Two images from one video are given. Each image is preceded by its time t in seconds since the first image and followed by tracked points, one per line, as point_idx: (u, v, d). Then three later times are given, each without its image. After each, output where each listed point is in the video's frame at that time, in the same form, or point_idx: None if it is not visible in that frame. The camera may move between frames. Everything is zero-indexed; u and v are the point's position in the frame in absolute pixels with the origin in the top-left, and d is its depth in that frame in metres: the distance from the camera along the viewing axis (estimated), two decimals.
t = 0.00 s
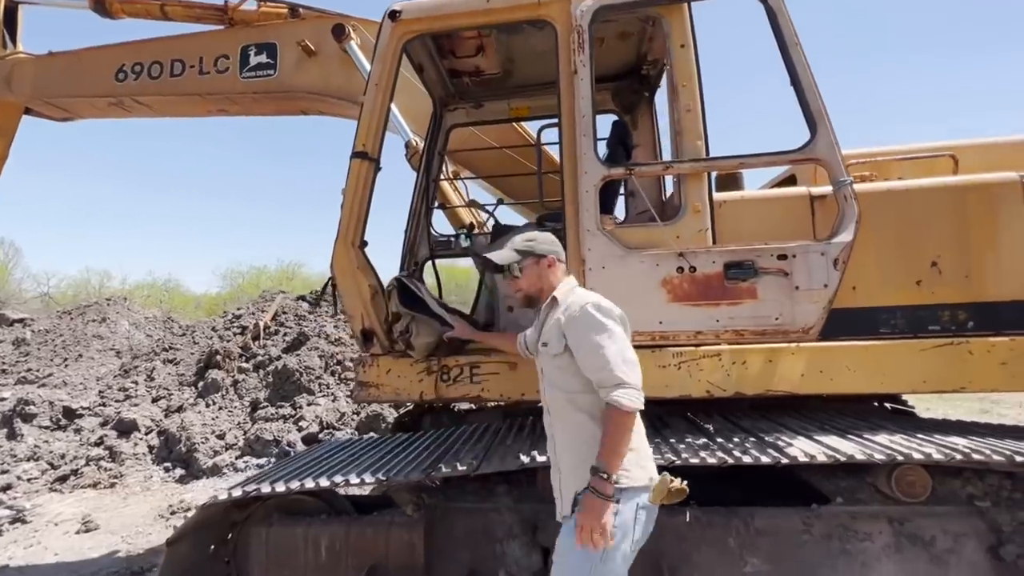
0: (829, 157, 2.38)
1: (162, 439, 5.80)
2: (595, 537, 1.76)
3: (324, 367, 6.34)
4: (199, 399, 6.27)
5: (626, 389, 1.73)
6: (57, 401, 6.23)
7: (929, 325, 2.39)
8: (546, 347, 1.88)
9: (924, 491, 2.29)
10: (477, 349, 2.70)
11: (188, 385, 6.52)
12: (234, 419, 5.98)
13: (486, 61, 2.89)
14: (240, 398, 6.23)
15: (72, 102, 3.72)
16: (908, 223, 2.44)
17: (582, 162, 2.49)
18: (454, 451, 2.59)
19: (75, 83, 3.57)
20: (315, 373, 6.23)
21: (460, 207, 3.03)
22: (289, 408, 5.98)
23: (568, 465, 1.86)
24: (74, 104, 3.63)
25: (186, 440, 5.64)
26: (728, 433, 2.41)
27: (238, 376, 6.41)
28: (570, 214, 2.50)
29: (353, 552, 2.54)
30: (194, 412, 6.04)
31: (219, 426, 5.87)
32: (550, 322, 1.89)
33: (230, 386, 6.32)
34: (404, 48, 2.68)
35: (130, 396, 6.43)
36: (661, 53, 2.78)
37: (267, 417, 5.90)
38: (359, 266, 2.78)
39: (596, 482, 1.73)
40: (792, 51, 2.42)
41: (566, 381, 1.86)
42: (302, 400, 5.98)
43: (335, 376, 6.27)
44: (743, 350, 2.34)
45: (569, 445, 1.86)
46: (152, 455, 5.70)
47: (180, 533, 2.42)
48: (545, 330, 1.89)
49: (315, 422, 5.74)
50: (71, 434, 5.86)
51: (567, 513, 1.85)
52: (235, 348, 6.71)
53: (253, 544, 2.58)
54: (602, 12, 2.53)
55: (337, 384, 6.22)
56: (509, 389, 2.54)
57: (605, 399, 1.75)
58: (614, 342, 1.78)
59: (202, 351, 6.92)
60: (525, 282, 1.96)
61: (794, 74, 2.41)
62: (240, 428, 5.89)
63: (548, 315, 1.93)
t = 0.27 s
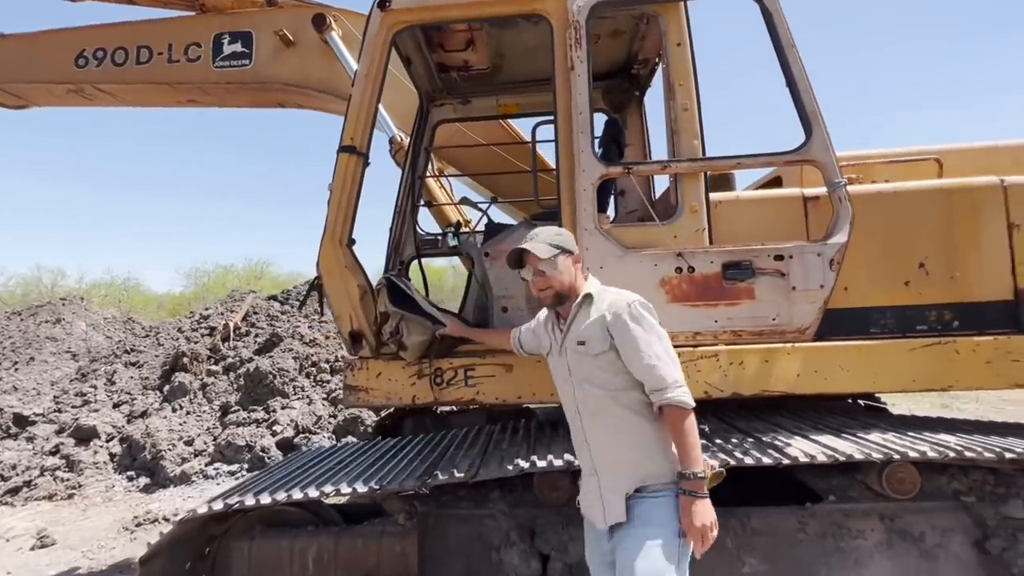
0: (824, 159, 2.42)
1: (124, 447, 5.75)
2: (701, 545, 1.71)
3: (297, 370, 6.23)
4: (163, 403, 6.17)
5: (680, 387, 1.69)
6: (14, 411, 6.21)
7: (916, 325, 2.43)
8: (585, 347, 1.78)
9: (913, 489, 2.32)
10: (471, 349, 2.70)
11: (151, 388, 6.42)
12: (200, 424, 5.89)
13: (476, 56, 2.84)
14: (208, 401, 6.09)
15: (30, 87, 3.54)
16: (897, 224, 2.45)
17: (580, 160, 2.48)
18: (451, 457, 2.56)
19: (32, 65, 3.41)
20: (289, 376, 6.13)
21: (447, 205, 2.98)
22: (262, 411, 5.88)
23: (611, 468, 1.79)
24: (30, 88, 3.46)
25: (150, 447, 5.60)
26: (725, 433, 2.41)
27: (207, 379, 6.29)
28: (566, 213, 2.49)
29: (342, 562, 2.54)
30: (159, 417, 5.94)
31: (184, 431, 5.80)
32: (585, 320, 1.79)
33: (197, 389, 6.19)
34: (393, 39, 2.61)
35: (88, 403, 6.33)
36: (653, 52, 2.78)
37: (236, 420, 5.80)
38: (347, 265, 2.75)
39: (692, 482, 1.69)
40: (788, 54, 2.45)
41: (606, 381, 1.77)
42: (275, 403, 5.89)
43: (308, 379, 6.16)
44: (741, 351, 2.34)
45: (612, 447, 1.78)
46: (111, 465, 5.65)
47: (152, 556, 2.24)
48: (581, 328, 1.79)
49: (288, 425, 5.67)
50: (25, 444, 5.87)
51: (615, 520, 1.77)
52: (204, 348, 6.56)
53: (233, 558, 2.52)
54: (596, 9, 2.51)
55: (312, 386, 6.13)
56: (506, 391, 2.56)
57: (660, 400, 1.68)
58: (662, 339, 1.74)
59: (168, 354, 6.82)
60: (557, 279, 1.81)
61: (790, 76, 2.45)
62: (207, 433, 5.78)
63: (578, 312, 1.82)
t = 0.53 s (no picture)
0: (808, 162, 2.47)
1: (81, 454, 6.14)
2: (728, 557, 1.74)
3: (268, 372, 6.73)
4: (123, 407, 6.58)
5: (703, 399, 1.75)
6: None
7: (893, 325, 2.47)
8: (614, 353, 1.79)
9: (890, 486, 2.35)
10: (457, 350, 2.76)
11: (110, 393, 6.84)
12: (164, 429, 6.32)
13: (460, 51, 2.84)
14: (172, 403, 6.56)
15: None
16: (874, 227, 2.49)
17: (570, 159, 2.55)
18: (438, 464, 2.60)
19: None
20: (260, 379, 6.63)
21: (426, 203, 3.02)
22: (231, 413, 6.37)
23: (631, 478, 1.81)
24: None
25: (112, 453, 5.99)
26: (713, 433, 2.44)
27: (170, 381, 6.77)
28: (555, 212, 2.57)
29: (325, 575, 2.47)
30: (121, 421, 6.38)
31: (146, 437, 6.18)
32: (612, 327, 1.81)
33: (161, 392, 6.67)
34: (379, 29, 2.59)
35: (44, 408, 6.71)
36: (637, 54, 2.83)
37: (205, 425, 6.26)
38: (327, 264, 2.78)
39: (715, 496, 1.73)
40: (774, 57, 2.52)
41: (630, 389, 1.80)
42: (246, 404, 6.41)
43: (280, 381, 6.66)
44: (728, 352, 2.36)
45: (632, 456, 1.81)
46: (69, 473, 6.04)
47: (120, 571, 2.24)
48: (609, 334, 1.80)
49: (261, 427, 6.12)
50: None
51: (636, 530, 1.80)
52: (167, 350, 7.08)
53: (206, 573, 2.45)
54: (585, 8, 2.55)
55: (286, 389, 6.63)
56: (493, 394, 2.66)
57: (685, 411, 1.73)
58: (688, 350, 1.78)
59: (125, 357, 7.32)
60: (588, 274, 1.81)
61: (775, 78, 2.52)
62: (172, 437, 6.25)
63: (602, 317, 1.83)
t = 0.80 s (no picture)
0: (783, 165, 2.53)
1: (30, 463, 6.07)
2: (689, 556, 1.78)
3: (234, 374, 6.73)
4: (76, 414, 6.55)
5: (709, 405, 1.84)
6: None
7: (861, 325, 2.54)
8: (645, 358, 1.84)
9: (858, 480, 2.39)
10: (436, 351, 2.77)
11: (65, 399, 6.83)
12: (122, 434, 6.27)
13: (438, 46, 2.89)
14: (128, 408, 6.56)
15: None
16: (840, 230, 2.56)
17: (552, 159, 2.67)
18: (416, 466, 2.62)
19: None
20: (225, 381, 6.59)
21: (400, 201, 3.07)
22: (195, 419, 6.27)
23: (644, 483, 1.88)
24: None
25: (62, 459, 5.90)
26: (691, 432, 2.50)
27: (127, 385, 6.76)
28: (537, 210, 2.68)
29: None
30: (72, 429, 6.31)
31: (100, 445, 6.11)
32: (640, 333, 1.86)
33: (118, 397, 6.66)
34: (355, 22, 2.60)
35: None
36: (616, 53, 2.89)
37: (165, 430, 6.19)
38: (302, 263, 2.76)
39: (701, 496, 1.78)
40: (749, 61, 2.58)
41: (653, 395, 1.86)
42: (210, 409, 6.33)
43: (246, 384, 6.63)
44: (707, 352, 2.40)
45: (647, 461, 1.88)
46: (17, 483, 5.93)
47: None
48: (638, 340, 1.85)
49: (224, 432, 6.02)
50: None
51: (647, 534, 1.87)
52: (124, 354, 7.10)
53: None
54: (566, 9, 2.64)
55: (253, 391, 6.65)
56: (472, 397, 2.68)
57: (692, 415, 1.81)
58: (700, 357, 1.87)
59: (79, 361, 7.37)
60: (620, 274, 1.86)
61: (750, 83, 2.59)
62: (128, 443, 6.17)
63: (628, 322, 1.87)
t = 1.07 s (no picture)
0: (751, 168, 2.58)
1: None
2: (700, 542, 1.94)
3: (197, 376, 6.75)
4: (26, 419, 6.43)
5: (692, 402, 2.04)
6: None
7: (823, 325, 2.59)
8: (658, 357, 1.95)
9: (819, 477, 2.46)
10: (406, 353, 2.78)
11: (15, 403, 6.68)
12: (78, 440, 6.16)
13: (409, 41, 2.89)
14: (84, 415, 6.40)
15: None
16: (805, 232, 2.61)
17: (524, 158, 2.67)
18: (384, 472, 2.66)
19: None
20: (187, 384, 6.57)
21: (368, 200, 3.11)
22: (155, 422, 6.22)
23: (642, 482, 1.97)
24: None
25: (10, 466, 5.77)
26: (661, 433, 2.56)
27: (82, 390, 6.64)
28: (509, 210, 2.69)
29: None
30: (21, 434, 6.20)
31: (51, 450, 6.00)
32: (649, 333, 1.96)
33: (70, 401, 6.54)
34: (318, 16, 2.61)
35: None
36: (589, 53, 2.92)
37: (122, 435, 6.08)
38: (265, 261, 2.77)
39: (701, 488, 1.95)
40: (718, 65, 2.62)
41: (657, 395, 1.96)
42: (171, 412, 6.29)
43: (210, 386, 6.67)
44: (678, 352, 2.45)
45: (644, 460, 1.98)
46: None
47: None
48: (647, 341, 1.95)
49: (186, 437, 5.98)
50: None
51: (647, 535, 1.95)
52: (78, 356, 7.01)
53: None
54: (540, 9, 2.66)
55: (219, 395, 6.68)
56: (442, 398, 2.67)
57: (684, 410, 1.99)
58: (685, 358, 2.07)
59: (27, 363, 7.23)
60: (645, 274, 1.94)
61: (718, 87, 2.62)
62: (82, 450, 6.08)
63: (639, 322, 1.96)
